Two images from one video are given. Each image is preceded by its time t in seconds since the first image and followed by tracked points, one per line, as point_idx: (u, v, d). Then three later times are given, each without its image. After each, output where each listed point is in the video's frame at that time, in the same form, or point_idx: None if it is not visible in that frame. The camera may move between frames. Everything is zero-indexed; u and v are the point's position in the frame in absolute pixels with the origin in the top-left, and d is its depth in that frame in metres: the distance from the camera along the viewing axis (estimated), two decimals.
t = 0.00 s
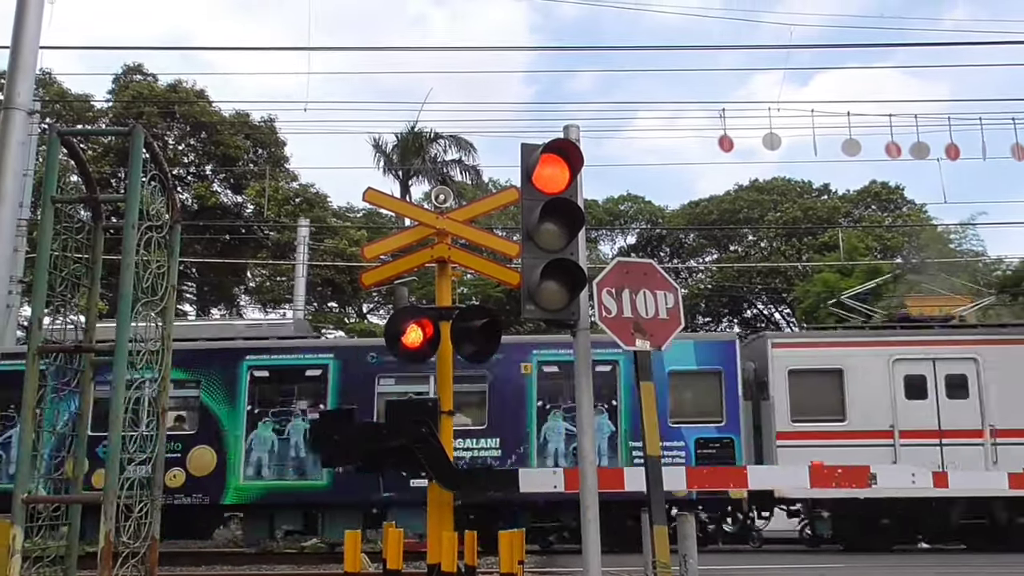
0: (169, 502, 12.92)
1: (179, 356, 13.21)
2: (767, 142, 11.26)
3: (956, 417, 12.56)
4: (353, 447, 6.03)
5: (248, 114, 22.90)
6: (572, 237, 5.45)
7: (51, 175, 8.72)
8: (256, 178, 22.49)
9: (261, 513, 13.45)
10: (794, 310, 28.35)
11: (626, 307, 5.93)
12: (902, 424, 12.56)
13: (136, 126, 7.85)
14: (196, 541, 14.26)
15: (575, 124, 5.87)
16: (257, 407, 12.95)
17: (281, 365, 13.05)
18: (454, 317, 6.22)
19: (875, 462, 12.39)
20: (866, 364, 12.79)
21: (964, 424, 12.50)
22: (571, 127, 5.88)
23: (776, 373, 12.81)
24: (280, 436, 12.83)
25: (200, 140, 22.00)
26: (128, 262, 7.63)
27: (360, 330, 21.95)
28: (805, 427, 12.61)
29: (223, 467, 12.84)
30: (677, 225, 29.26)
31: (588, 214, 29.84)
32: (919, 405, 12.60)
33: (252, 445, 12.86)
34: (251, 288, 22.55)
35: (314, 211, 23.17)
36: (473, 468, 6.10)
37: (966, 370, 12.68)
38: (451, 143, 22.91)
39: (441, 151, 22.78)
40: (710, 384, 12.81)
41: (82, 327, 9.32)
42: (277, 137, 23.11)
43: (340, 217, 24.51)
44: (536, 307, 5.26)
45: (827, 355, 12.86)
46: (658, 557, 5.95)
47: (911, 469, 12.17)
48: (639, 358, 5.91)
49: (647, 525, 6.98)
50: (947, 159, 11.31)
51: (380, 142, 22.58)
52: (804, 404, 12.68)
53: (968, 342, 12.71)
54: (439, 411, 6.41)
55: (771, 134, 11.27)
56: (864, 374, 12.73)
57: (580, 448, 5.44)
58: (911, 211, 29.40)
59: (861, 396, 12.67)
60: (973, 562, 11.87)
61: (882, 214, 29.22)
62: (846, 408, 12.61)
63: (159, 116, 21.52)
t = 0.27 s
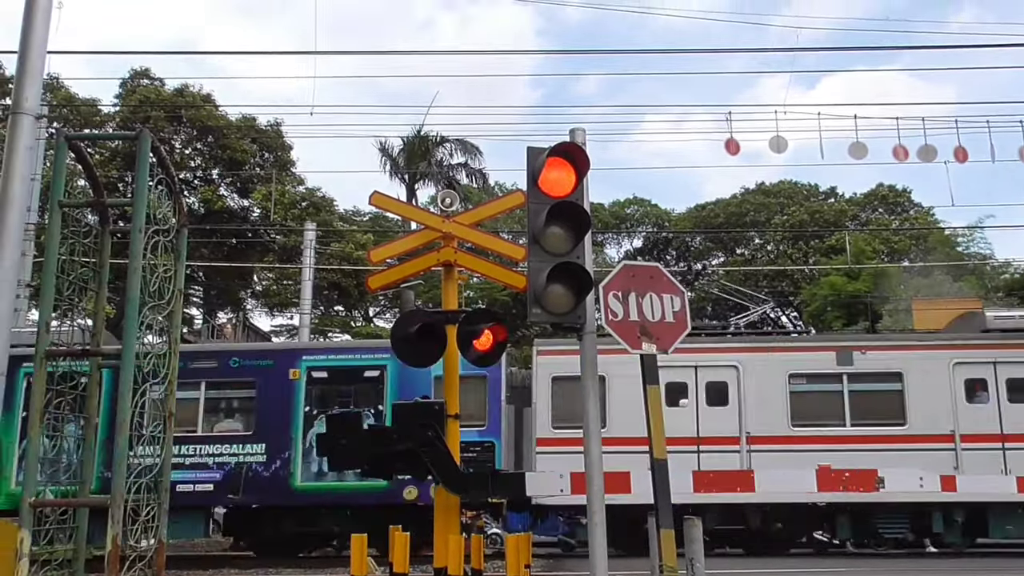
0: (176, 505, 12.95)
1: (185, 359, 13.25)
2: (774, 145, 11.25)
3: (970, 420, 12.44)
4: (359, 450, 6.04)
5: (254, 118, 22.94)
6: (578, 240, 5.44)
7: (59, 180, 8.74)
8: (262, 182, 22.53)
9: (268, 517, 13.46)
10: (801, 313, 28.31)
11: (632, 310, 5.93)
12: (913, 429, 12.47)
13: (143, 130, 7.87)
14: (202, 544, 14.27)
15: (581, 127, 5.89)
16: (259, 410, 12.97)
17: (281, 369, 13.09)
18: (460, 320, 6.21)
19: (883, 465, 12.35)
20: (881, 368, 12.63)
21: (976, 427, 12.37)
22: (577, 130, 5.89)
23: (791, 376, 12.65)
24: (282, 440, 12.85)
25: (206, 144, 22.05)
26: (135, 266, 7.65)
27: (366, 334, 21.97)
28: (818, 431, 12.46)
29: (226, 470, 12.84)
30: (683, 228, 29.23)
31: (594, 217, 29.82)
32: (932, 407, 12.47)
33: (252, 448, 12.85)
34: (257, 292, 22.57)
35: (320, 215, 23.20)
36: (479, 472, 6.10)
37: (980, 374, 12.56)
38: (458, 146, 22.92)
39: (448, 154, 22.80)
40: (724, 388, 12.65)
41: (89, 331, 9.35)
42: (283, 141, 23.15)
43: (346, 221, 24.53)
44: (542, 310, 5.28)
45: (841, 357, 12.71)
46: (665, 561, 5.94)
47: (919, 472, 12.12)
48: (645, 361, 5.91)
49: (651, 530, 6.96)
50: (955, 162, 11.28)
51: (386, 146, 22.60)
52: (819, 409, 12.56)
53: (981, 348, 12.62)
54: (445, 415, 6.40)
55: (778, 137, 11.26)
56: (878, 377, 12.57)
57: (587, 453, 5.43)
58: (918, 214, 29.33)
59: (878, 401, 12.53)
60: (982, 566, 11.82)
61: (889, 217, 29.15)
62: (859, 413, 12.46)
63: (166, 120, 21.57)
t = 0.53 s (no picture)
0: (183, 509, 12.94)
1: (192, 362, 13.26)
2: (781, 147, 11.23)
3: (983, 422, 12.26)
4: (367, 453, 6.05)
5: (261, 122, 22.99)
6: (585, 243, 5.43)
7: (67, 184, 8.76)
8: (269, 186, 22.59)
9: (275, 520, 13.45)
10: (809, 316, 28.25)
11: (639, 313, 5.92)
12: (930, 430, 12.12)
13: (151, 135, 7.88)
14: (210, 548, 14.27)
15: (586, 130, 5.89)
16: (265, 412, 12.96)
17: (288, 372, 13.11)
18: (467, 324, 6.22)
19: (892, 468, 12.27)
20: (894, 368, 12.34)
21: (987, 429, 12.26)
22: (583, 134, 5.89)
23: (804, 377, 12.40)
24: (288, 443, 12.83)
25: (214, 148, 22.09)
26: (143, 270, 7.67)
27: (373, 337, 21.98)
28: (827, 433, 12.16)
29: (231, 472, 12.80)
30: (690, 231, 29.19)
31: (601, 220, 29.81)
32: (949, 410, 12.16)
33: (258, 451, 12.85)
34: (264, 295, 22.60)
35: (327, 218, 23.25)
36: (486, 475, 6.09)
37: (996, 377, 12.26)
38: (464, 149, 22.95)
39: (454, 158, 22.82)
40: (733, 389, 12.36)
41: (97, 335, 9.38)
42: (290, 144, 23.19)
43: (352, 224, 24.56)
44: (549, 313, 5.27)
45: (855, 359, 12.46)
46: (673, 565, 5.92)
47: (929, 476, 11.98)
48: (653, 364, 5.89)
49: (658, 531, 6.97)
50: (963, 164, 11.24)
51: (393, 149, 22.63)
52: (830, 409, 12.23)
53: (1000, 349, 12.27)
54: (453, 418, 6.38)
55: (785, 139, 11.24)
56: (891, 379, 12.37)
57: (595, 457, 5.43)
58: (926, 216, 29.25)
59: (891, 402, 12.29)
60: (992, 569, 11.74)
61: (897, 219, 29.09)
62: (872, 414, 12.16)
63: (173, 124, 21.65)
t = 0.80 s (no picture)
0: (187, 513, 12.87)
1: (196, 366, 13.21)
2: (790, 149, 11.14)
3: (992, 427, 12.13)
4: (373, 457, 5.98)
5: (266, 124, 22.96)
6: (592, 246, 5.36)
7: (72, 188, 8.71)
8: (274, 189, 22.56)
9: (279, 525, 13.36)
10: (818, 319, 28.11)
11: (647, 316, 5.83)
12: (934, 434, 12.18)
13: (156, 137, 7.83)
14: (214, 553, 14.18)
15: (594, 132, 5.82)
16: (270, 416, 12.92)
17: (293, 374, 13.02)
18: (474, 327, 6.13)
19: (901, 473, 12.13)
20: (897, 373, 12.38)
21: (999, 433, 12.09)
22: (591, 135, 5.83)
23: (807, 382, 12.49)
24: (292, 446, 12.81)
25: (218, 150, 22.06)
26: (148, 273, 7.60)
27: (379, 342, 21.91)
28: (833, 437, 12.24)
29: (239, 476, 12.80)
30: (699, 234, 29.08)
31: (608, 222, 29.72)
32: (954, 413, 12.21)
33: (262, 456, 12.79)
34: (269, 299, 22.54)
35: (332, 221, 23.21)
36: (493, 480, 6.01)
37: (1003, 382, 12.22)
38: (471, 152, 22.89)
39: (461, 160, 22.76)
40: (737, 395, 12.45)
41: (101, 339, 9.35)
42: (295, 147, 23.15)
43: (357, 227, 24.51)
44: (556, 316, 5.19)
45: (861, 364, 12.43)
46: (681, 570, 5.83)
47: (939, 480, 11.99)
48: (660, 367, 5.81)
49: (666, 541, 6.85)
50: (974, 165, 11.15)
51: (399, 152, 22.58)
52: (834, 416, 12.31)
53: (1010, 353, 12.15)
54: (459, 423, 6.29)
55: (794, 141, 11.15)
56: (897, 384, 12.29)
57: (602, 463, 5.30)
58: (937, 218, 29.08)
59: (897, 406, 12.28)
60: None
61: (907, 221, 28.93)
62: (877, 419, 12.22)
63: (178, 127, 21.66)
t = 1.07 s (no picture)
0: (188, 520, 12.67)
1: (197, 370, 13.06)
2: (799, 150, 10.97)
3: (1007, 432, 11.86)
4: (376, 462, 5.80)
5: (269, 125, 22.82)
6: (599, 248, 5.19)
7: (71, 189, 8.54)
8: (277, 190, 22.41)
9: (281, 532, 13.15)
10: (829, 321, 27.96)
11: (655, 320, 5.65)
12: (950, 440, 11.69)
13: (157, 138, 7.66)
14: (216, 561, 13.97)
15: (601, 132, 5.67)
16: (271, 422, 12.79)
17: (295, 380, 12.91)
18: (479, 330, 5.97)
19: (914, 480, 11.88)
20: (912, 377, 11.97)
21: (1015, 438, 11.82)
22: (598, 135, 5.68)
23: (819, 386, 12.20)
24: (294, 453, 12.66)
25: (220, 151, 21.93)
26: (148, 276, 7.43)
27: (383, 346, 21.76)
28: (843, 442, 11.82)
29: (241, 483, 12.64)
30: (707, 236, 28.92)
31: (615, 224, 29.55)
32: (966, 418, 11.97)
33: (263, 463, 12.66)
34: (271, 301, 22.37)
35: (335, 223, 23.07)
36: (498, 486, 5.83)
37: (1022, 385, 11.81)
38: (475, 152, 22.73)
39: (465, 160, 22.62)
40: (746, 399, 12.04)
41: (101, 342, 9.17)
42: (297, 147, 22.95)
43: (361, 229, 24.33)
44: (563, 320, 5.02)
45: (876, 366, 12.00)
46: None
47: (953, 486, 11.50)
48: (668, 372, 5.63)
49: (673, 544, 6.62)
50: (988, 165, 10.96)
51: (404, 153, 22.43)
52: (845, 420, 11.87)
53: None
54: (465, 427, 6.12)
55: (804, 142, 10.98)
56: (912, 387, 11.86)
57: (608, 467, 5.19)
58: (950, 219, 28.87)
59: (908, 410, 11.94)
60: None
61: (919, 223, 28.74)
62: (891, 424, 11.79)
63: (180, 127, 21.58)
